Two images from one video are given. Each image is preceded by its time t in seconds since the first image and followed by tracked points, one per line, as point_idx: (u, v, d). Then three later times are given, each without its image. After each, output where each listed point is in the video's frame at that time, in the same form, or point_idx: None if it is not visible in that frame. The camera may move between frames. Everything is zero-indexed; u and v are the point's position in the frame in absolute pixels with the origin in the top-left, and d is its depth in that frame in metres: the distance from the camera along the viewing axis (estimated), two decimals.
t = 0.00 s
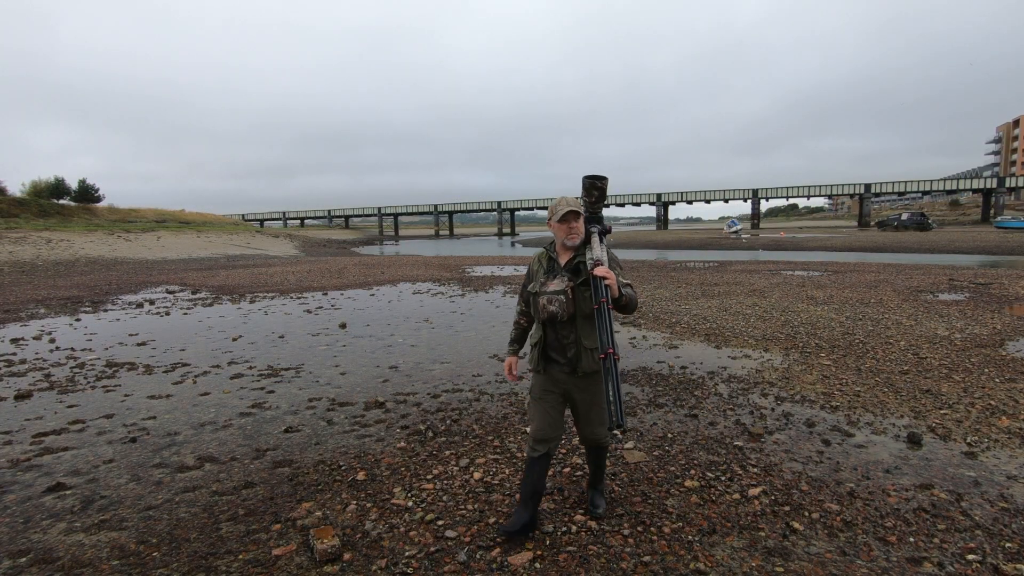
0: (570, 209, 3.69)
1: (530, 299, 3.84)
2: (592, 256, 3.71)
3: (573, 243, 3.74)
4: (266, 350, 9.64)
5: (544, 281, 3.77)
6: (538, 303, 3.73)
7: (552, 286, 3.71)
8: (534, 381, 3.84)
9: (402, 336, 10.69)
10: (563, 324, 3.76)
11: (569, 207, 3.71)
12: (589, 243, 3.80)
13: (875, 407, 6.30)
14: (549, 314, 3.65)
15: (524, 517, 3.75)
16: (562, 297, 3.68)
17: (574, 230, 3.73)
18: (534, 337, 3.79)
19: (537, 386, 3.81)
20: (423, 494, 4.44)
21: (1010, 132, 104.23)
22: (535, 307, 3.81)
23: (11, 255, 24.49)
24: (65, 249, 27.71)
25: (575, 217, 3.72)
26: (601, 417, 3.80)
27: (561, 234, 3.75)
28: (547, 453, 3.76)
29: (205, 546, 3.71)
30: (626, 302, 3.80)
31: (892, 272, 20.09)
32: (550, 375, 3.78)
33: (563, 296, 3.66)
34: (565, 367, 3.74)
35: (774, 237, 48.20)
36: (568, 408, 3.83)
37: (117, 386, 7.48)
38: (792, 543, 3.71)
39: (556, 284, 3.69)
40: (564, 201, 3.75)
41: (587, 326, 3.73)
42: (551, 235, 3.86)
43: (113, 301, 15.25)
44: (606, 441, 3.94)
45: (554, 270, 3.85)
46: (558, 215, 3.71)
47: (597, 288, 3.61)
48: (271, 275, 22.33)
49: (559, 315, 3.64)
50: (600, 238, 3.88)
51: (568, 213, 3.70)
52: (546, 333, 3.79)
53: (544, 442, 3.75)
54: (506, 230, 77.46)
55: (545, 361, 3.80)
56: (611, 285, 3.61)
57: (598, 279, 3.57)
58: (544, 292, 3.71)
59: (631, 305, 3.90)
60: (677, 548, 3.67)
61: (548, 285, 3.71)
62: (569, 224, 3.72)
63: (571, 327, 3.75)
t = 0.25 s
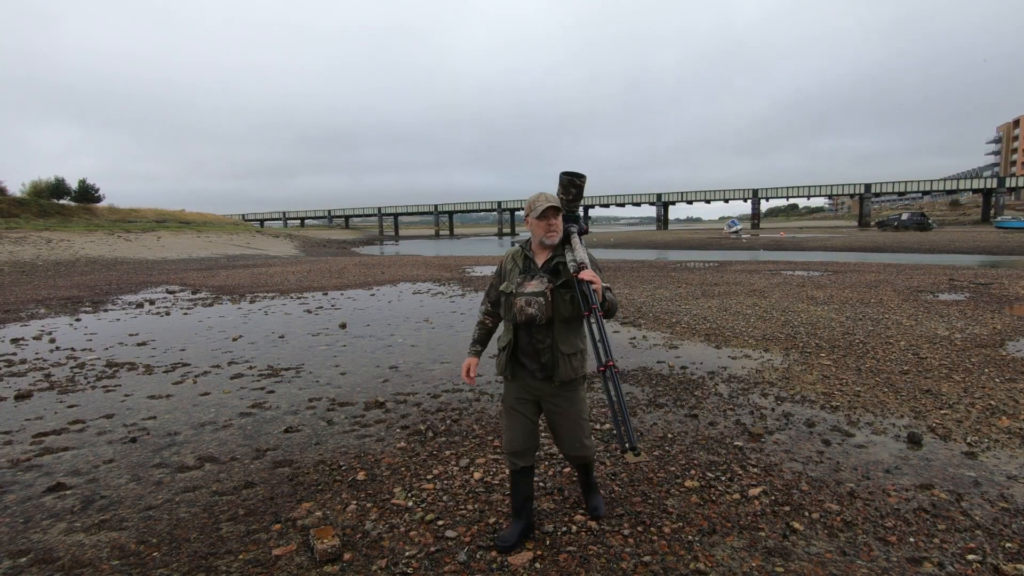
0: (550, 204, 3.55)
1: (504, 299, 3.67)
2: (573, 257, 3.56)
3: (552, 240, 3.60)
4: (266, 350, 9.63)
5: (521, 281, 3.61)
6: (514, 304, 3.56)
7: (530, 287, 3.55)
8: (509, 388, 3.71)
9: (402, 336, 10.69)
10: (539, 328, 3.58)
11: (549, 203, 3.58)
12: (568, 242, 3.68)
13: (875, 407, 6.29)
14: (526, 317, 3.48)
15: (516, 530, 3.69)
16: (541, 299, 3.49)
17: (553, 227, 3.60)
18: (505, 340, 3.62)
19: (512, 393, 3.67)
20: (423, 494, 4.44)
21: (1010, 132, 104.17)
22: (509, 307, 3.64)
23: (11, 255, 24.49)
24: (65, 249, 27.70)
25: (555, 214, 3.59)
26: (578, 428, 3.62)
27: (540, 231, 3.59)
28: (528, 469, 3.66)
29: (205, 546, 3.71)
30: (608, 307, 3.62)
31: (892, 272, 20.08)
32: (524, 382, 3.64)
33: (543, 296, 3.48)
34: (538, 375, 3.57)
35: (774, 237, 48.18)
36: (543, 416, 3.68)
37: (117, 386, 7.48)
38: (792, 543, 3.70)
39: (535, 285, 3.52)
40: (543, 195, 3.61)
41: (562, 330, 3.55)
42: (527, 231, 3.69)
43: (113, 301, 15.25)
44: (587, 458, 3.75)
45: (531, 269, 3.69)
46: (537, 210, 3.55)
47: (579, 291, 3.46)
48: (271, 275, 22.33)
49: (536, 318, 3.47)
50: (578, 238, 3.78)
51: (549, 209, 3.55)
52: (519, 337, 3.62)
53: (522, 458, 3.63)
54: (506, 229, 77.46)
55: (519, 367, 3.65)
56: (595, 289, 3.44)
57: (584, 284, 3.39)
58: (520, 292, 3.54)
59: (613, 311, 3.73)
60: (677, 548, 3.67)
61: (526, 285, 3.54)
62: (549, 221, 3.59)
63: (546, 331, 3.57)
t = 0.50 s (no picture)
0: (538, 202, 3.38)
1: (488, 301, 3.46)
2: (564, 263, 3.44)
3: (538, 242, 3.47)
4: (265, 350, 9.63)
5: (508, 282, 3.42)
6: (500, 308, 3.37)
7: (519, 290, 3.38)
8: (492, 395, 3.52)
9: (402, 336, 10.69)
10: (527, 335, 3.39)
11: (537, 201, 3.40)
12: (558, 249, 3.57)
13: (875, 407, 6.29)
14: (516, 323, 3.31)
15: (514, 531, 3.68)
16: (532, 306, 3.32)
17: (540, 228, 3.46)
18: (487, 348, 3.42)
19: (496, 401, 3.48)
20: (423, 494, 4.44)
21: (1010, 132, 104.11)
22: (494, 311, 3.43)
23: (11, 255, 24.50)
24: (65, 249, 27.70)
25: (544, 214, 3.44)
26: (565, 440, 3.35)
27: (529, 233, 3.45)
28: (525, 473, 3.62)
29: (205, 546, 3.71)
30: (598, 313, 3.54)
31: (892, 272, 20.09)
32: (507, 391, 3.43)
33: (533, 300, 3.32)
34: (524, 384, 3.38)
35: (774, 237, 48.17)
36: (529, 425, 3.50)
37: (117, 386, 7.48)
38: (792, 543, 3.70)
39: (524, 288, 3.36)
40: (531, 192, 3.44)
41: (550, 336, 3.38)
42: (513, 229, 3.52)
43: (113, 301, 15.26)
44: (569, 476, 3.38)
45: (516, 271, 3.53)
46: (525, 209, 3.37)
47: (573, 297, 3.35)
48: (271, 275, 22.35)
49: (525, 325, 3.31)
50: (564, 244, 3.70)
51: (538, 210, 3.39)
52: (504, 343, 3.42)
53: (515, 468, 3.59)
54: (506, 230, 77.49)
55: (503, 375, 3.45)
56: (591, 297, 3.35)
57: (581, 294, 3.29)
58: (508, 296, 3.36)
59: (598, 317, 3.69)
60: (677, 548, 3.67)
61: (515, 288, 3.37)
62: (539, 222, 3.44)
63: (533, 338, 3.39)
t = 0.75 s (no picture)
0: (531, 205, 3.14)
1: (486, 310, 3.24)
2: (564, 277, 3.08)
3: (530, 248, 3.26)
4: (265, 350, 9.63)
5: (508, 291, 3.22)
6: (500, 318, 3.17)
7: (521, 301, 3.19)
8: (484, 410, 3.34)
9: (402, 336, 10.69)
10: (524, 348, 3.20)
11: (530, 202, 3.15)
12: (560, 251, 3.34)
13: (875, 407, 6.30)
14: (515, 337, 3.11)
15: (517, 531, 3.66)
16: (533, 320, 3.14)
17: (533, 232, 3.25)
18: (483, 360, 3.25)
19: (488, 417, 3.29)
20: (423, 494, 4.44)
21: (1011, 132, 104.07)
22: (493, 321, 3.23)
23: (11, 255, 24.51)
24: (65, 249, 27.70)
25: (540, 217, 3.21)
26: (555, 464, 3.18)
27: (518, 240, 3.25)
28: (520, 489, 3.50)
29: (205, 546, 3.71)
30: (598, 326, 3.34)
31: (892, 272, 20.10)
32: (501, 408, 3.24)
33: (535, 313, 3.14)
34: (519, 401, 3.18)
35: (774, 237, 48.17)
36: (521, 444, 3.32)
37: (117, 386, 7.49)
38: (792, 544, 3.69)
39: (527, 299, 3.17)
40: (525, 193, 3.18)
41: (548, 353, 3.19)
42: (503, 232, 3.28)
43: (114, 301, 15.26)
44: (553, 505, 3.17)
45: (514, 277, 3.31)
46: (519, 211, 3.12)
47: (574, 317, 3.08)
48: (272, 275, 22.35)
49: (526, 338, 3.12)
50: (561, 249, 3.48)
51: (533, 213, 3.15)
52: (500, 356, 3.23)
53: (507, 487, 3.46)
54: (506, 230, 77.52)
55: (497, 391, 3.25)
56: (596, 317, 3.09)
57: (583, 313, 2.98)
58: (509, 305, 3.16)
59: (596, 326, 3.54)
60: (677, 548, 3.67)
61: (517, 299, 3.17)
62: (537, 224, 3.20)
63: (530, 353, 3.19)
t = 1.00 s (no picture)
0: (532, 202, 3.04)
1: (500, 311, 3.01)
2: (574, 282, 3.04)
3: (533, 247, 3.13)
4: (265, 350, 9.64)
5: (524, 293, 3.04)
6: (515, 321, 2.96)
7: (538, 303, 3.02)
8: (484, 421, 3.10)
9: (402, 336, 10.70)
10: (539, 354, 3.03)
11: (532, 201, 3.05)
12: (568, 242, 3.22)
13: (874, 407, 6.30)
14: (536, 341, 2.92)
15: (500, 552, 3.41)
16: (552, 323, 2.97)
17: (537, 229, 3.12)
18: (490, 365, 3.01)
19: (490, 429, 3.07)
20: (423, 494, 4.45)
21: (1011, 132, 104.08)
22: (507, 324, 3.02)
23: (11, 255, 24.51)
24: (66, 249, 27.72)
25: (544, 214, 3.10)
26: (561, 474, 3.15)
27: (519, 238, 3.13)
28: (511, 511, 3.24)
29: (205, 546, 3.71)
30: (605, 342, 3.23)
31: (892, 272, 20.11)
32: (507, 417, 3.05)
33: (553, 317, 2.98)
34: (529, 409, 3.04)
35: (774, 237, 48.18)
36: (524, 456, 3.17)
37: (117, 386, 7.49)
38: (792, 544, 3.69)
39: (545, 302, 3.01)
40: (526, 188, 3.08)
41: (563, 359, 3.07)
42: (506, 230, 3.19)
43: (114, 301, 15.27)
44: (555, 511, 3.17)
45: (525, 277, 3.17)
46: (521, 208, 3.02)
47: (586, 325, 3.02)
48: (272, 275, 22.37)
49: (544, 345, 2.93)
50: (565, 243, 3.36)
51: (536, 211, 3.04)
52: (511, 362, 3.04)
53: (498, 513, 3.15)
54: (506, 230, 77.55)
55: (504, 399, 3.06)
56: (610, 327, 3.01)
57: (595, 320, 2.90)
58: (527, 308, 2.97)
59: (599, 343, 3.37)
60: (677, 549, 3.67)
61: (534, 301, 2.99)
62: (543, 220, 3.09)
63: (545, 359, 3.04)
